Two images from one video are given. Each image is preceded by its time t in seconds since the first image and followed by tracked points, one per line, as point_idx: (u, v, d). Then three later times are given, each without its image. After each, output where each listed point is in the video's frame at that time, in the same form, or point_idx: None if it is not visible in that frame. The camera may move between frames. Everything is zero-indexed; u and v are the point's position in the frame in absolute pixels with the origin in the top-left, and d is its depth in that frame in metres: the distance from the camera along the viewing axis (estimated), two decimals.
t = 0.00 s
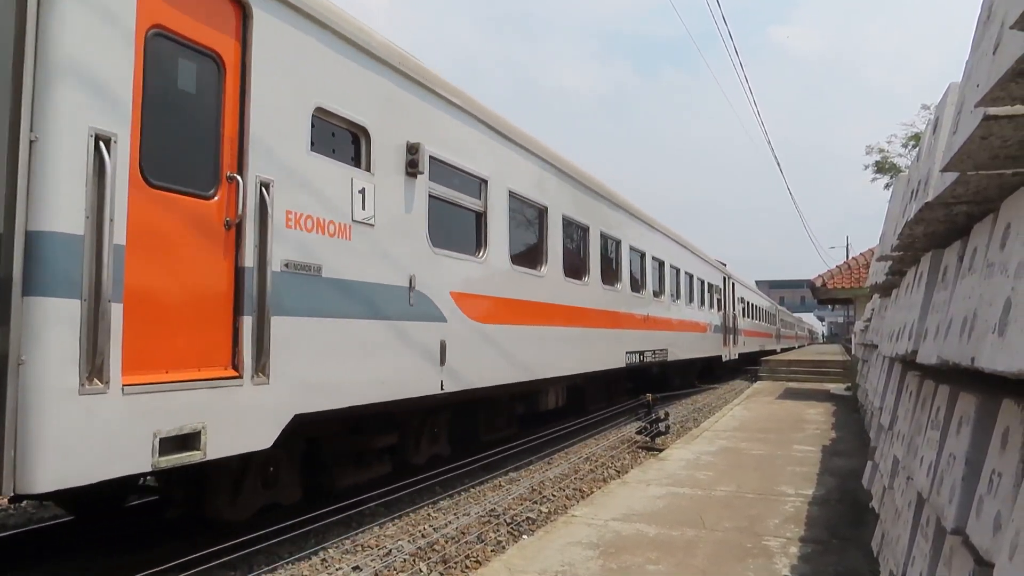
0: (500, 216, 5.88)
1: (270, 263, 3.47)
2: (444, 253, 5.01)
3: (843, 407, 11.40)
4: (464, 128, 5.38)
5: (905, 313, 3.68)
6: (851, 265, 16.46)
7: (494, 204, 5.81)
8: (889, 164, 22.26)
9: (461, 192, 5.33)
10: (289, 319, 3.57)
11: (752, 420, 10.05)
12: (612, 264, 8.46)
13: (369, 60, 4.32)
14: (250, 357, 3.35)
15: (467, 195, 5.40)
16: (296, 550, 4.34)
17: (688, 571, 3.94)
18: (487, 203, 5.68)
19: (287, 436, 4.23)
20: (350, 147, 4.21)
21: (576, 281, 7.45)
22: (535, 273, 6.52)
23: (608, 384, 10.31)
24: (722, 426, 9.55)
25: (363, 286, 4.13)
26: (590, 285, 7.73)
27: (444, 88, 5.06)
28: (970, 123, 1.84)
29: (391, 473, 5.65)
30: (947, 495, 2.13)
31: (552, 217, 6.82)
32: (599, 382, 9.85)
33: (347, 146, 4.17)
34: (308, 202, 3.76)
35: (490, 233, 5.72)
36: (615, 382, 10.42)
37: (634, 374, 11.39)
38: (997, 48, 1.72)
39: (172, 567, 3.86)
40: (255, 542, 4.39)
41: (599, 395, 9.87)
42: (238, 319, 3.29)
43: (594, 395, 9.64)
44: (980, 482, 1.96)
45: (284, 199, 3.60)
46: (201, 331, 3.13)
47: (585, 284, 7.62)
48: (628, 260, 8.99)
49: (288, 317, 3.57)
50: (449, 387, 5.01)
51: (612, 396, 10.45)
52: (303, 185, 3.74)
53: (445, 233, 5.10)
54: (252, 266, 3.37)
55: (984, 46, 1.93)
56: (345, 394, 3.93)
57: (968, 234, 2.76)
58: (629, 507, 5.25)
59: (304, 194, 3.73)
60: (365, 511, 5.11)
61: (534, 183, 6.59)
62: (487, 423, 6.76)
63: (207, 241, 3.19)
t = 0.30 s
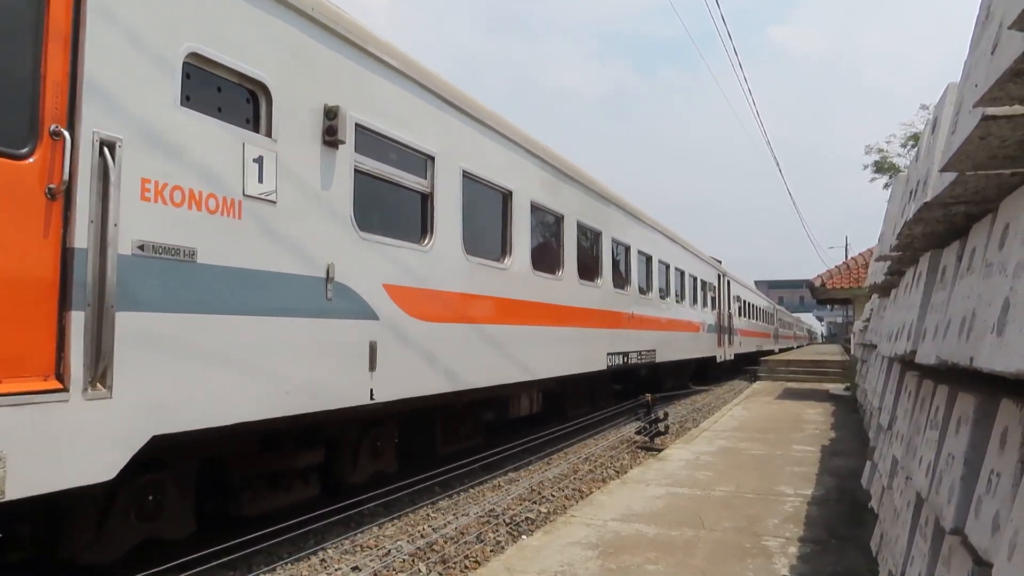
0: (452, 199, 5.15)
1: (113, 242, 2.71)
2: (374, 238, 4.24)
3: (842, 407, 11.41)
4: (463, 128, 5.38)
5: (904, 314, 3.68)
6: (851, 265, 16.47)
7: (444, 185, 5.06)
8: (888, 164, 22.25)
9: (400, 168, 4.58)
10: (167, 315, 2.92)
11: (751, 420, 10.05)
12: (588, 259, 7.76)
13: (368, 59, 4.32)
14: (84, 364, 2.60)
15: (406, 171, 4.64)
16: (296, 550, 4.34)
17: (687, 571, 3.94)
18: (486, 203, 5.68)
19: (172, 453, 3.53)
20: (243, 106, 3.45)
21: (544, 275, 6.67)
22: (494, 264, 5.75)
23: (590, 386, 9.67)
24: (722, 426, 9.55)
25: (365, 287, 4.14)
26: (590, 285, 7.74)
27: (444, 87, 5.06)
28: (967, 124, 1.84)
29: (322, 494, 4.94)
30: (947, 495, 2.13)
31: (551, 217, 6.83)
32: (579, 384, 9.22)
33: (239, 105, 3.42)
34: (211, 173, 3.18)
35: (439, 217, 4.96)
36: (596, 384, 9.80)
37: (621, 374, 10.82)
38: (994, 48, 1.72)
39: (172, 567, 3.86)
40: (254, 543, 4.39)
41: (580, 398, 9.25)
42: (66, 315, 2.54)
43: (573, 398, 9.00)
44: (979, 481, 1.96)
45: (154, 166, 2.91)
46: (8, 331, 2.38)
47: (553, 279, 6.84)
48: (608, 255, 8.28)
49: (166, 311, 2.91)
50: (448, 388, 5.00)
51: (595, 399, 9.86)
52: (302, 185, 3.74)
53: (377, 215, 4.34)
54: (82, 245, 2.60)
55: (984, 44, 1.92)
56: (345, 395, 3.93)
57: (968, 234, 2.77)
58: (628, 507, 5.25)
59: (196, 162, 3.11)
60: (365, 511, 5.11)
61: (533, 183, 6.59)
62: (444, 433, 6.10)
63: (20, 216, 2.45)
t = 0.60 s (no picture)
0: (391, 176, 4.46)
1: None
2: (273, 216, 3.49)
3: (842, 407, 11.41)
4: (462, 127, 5.37)
5: (903, 313, 3.68)
6: (850, 265, 16.50)
7: (378, 159, 4.33)
8: (887, 164, 22.27)
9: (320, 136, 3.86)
10: (45, 314, 2.47)
11: (751, 420, 10.05)
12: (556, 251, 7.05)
13: (368, 57, 4.32)
14: None
15: (325, 140, 3.89)
16: (295, 550, 4.34)
17: (686, 571, 3.94)
18: (486, 203, 5.68)
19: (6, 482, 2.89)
20: (81, 43, 2.69)
21: (504, 266, 5.91)
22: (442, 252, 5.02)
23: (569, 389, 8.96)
24: (722, 426, 9.56)
25: (366, 287, 4.14)
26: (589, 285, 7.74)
27: (442, 86, 5.05)
28: (967, 124, 1.84)
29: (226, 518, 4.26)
30: (945, 495, 2.13)
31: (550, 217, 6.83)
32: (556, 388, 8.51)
33: (74, 40, 2.67)
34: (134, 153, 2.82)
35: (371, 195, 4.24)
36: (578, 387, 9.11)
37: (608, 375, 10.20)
38: (993, 49, 1.72)
39: (171, 567, 3.85)
40: (253, 542, 4.38)
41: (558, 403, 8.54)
42: None
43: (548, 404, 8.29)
44: (978, 481, 1.96)
45: (6, 132, 2.37)
46: None
47: (514, 271, 6.08)
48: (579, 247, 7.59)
49: (44, 310, 2.46)
50: (448, 388, 5.00)
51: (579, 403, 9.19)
52: (302, 184, 3.74)
53: (280, 190, 3.60)
54: None
55: (983, 44, 1.92)
56: (344, 394, 3.93)
57: (967, 234, 2.77)
58: (627, 507, 5.25)
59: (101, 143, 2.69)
60: (364, 511, 5.11)
61: (532, 183, 6.59)
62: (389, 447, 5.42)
63: None
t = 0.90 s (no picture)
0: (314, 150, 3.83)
1: None
2: (125, 181, 2.79)
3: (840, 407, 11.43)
4: (461, 126, 5.37)
5: (902, 313, 3.68)
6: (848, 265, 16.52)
7: (298, 128, 3.69)
8: (885, 164, 22.32)
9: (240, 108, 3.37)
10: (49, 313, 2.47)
11: (749, 420, 10.07)
12: (520, 240, 6.35)
13: (368, 56, 4.31)
14: None
15: (206, 94, 3.17)
16: (293, 550, 4.34)
17: (684, 571, 3.94)
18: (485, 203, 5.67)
19: None
20: None
21: (457, 255, 5.21)
22: (377, 238, 4.32)
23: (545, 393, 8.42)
24: (720, 426, 9.56)
25: (366, 285, 4.15)
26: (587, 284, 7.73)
27: (441, 85, 5.05)
28: (967, 123, 1.84)
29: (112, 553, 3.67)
30: (944, 495, 2.13)
31: (549, 216, 6.83)
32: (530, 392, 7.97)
33: None
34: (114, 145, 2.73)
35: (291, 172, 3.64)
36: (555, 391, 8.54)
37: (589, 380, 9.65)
38: (993, 49, 1.72)
39: (170, 566, 3.85)
40: (251, 542, 4.38)
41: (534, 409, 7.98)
42: None
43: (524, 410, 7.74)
44: (976, 482, 1.96)
45: None
46: None
47: (468, 260, 5.37)
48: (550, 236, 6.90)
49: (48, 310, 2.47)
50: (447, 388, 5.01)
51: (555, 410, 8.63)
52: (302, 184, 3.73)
53: (143, 149, 2.94)
54: None
55: (983, 45, 1.91)
56: (343, 393, 3.94)
57: (966, 234, 2.77)
58: (625, 507, 5.25)
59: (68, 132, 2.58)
60: (363, 511, 5.11)
61: (531, 183, 6.60)
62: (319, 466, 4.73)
63: None
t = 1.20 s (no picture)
0: (237, 135, 3.40)
1: None
2: None
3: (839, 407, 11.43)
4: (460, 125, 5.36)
5: (902, 313, 3.67)
6: (848, 265, 16.53)
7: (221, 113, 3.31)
8: (884, 164, 22.34)
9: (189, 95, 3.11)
10: (54, 314, 2.48)
11: (749, 420, 10.08)
12: (480, 227, 5.62)
13: (366, 55, 4.31)
14: None
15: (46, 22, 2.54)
16: (293, 550, 4.34)
17: (683, 571, 3.94)
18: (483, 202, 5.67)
19: None
20: None
21: (393, 240, 4.46)
22: (287, 216, 3.62)
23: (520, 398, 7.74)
24: (720, 426, 9.57)
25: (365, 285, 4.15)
26: (586, 284, 7.73)
27: (439, 84, 5.04)
28: (966, 123, 1.83)
29: None
30: (944, 495, 2.13)
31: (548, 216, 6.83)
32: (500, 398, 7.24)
33: None
34: (115, 148, 2.75)
35: (214, 160, 3.25)
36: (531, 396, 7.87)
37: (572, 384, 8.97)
38: (993, 49, 1.71)
39: (170, 566, 3.85)
40: (251, 542, 4.37)
41: (505, 416, 7.30)
42: None
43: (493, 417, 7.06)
44: (976, 482, 1.96)
45: None
46: None
47: (411, 246, 4.62)
48: (517, 225, 6.19)
49: (53, 310, 2.48)
50: (447, 388, 5.02)
51: (531, 417, 7.92)
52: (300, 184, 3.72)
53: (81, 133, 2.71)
54: None
55: (982, 45, 1.91)
56: (342, 393, 3.93)
57: (965, 234, 2.77)
58: (625, 507, 5.25)
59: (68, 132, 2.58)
60: (362, 511, 5.11)
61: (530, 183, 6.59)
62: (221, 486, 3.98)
63: None
